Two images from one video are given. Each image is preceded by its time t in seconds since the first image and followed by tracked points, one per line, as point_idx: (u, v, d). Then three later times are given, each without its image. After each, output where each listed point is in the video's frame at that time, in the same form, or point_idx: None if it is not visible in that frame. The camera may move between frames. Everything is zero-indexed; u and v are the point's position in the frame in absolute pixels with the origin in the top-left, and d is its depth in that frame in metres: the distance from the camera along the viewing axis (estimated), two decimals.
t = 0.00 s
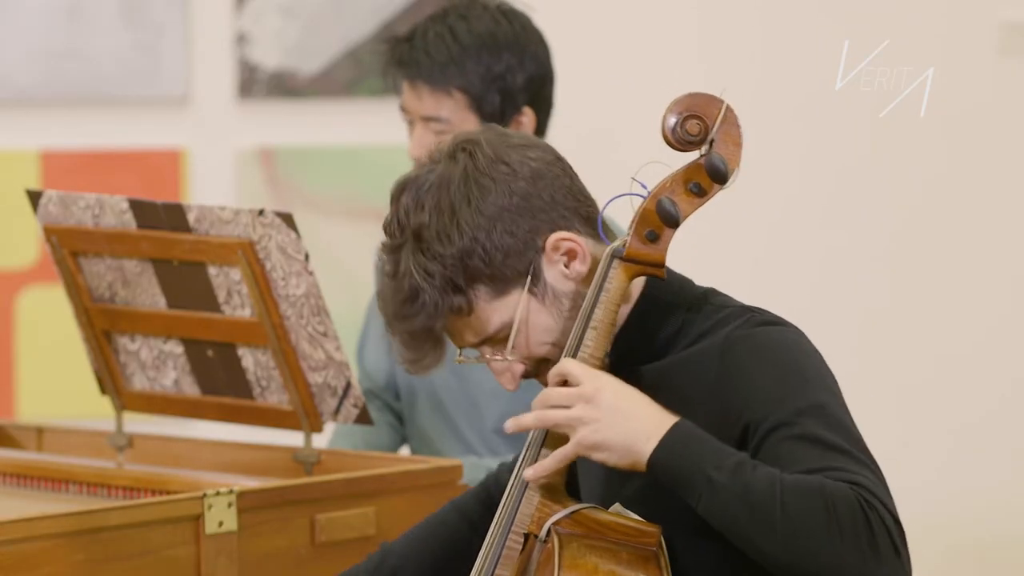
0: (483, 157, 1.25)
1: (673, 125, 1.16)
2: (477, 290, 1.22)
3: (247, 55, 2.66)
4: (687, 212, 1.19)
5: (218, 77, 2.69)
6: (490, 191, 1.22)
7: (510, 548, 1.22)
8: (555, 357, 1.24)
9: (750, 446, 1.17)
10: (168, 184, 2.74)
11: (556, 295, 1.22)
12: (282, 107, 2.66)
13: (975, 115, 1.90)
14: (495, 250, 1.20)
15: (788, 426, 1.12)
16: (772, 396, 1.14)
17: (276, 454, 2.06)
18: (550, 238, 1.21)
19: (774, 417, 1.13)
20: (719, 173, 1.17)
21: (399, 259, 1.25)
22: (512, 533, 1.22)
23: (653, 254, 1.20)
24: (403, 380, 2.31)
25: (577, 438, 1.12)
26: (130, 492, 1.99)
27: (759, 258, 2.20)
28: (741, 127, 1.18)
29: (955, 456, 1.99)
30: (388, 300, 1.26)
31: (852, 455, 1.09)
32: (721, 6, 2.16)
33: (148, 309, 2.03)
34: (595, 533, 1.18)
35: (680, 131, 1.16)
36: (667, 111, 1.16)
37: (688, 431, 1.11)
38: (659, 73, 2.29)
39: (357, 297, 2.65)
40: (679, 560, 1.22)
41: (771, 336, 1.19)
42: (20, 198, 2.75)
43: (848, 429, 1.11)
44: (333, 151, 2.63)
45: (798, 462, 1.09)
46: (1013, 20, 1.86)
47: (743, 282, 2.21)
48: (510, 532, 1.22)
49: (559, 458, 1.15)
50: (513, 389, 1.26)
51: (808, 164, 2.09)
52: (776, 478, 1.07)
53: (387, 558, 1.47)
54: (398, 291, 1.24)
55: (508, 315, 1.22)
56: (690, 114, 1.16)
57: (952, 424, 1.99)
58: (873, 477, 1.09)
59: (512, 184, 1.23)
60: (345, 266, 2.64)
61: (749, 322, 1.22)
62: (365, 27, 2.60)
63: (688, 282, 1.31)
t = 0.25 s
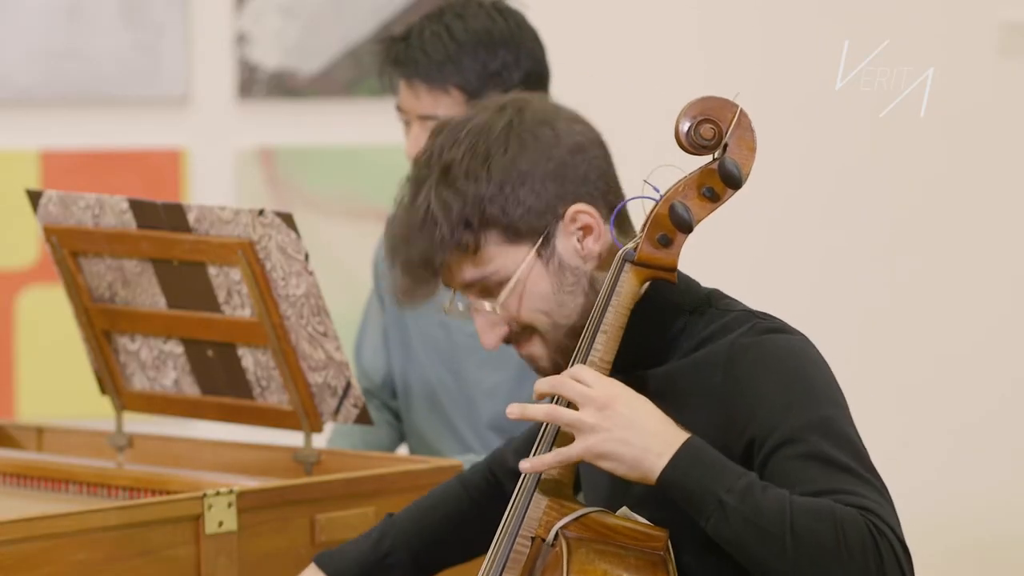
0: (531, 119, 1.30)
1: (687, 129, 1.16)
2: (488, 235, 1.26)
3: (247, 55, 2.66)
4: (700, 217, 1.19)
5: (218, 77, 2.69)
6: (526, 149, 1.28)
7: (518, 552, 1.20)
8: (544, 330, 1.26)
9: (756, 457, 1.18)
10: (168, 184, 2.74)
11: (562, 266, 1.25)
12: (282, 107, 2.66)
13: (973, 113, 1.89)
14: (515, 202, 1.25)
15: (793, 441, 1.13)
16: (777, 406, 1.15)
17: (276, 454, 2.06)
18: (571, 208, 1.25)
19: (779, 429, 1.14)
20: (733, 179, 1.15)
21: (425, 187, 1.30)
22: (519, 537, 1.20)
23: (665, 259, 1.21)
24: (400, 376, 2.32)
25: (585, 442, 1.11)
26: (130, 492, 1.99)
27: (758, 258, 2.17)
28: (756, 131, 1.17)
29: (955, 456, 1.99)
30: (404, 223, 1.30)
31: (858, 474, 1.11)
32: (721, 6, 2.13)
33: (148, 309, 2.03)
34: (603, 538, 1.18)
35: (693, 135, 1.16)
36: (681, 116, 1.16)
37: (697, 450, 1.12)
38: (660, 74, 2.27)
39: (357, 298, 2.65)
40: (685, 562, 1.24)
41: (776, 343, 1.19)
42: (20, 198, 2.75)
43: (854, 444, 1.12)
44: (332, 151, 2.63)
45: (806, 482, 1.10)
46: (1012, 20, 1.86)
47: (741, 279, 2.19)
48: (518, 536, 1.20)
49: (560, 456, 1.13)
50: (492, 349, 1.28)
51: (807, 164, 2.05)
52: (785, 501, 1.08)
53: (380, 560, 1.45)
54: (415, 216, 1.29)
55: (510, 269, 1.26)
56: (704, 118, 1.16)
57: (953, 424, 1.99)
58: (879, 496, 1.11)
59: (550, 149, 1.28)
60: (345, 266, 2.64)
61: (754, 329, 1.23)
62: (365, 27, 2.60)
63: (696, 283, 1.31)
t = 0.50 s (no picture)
0: (577, 85, 1.34)
1: (675, 126, 1.19)
2: (497, 183, 1.30)
3: (247, 55, 2.66)
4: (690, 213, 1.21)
5: (218, 77, 2.69)
6: (561, 112, 1.32)
7: (512, 550, 1.19)
8: (525, 292, 1.30)
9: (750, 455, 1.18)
10: (168, 184, 2.74)
11: (559, 234, 1.29)
12: (282, 107, 2.67)
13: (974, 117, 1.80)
14: (532, 160, 1.29)
15: (787, 439, 1.14)
16: (772, 405, 1.16)
17: (276, 454, 2.06)
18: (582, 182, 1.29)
19: (773, 427, 1.15)
20: (721, 174, 1.18)
21: (453, 123, 1.34)
22: (514, 535, 1.19)
23: (656, 257, 1.23)
24: (400, 376, 2.32)
25: (574, 439, 1.13)
26: (130, 491, 1.99)
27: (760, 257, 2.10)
28: (743, 128, 1.20)
29: (955, 456, 1.85)
30: (422, 150, 1.35)
31: (850, 473, 1.11)
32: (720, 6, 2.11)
33: (148, 310, 2.03)
34: (596, 536, 1.17)
35: (682, 132, 1.19)
36: (669, 114, 1.19)
37: (688, 448, 1.12)
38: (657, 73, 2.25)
39: (357, 298, 2.65)
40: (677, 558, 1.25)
41: (771, 340, 1.20)
42: (20, 198, 2.75)
43: (846, 442, 1.13)
44: (332, 151, 2.63)
45: (798, 480, 1.11)
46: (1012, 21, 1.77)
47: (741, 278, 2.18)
48: (512, 535, 1.19)
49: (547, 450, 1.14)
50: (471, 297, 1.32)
51: (806, 164, 2.00)
52: (777, 500, 1.09)
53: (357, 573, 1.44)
54: (437, 142, 1.33)
55: (509, 223, 1.30)
56: (692, 116, 1.19)
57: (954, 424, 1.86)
58: (870, 494, 1.12)
59: (584, 120, 1.32)
60: (345, 266, 2.64)
61: (748, 327, 1.23)
62: (365, 27, 2.59)
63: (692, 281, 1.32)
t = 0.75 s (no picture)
0: (573, 89, 1.35)
1: (676, 126, 1.19)
2: (499, 187, 1.30)
3: (247, 55, 2.66)
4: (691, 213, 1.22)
5: (218, 77, 2.69)
6: (560, 115, 1.32)
7: (512, 552, 1.19)
8: (531, 297, 1.29)
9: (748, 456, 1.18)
10: (168, 184, 2.74)
11: (563, 236, 1.29)
12: (282, 107, 2.67)
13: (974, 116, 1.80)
14: (534, 162, 1.29)
15: (784, 440, 1.13)
16: (771, 405, 1.16)
17: (276, 454, 2.06)
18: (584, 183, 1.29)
19: (772, 428, 1.15)
20: (722, 174, 1.19)
21: (452, 130, 1.34)
22: (514, 536, 1.19)
23: (656, 257, 1.23)
24: (400, 376, 2.32)
25: (570, 441, 1.15)
26: (130, 491, 1.99)
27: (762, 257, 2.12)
28: (743, 129, 1.21)
29: (955, 456, 1.85)
30: (421, 158, 1.35)
31: (846, 475, 1.12)
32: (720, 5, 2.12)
33: (148, 309, 2.03)
34: (597, 535, 1.17)
35: (683, 132, 1.19)
36: (670, 114, 1.19)
37: (680, 453, 1.14)
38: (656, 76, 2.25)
39: (357, 298, 2.66)
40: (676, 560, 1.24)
41: (770, 340, 1.20)
42: (20, 198, 2.75)
43: (843, 444, 1.13)
44: (332, 151, 2.63)
45: (793, 484, 1.12)
46: (1012, 20, 1.77)
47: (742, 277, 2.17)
48: (512, 536, 1.19)
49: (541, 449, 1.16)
50: (476, 305, 1.31)
51: (806, 164, 2.01)
52: (770, 504, 1.10)
53: None
54: (436, 150, 1.33)
55: (512, 227, 1.30)
56: (693, 116, 1.19)
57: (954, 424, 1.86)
58: (867, 496, 1.12)
59: (582, 121, 1.32)
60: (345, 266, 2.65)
61: (747, 327, 1.23)
62: (365, 27, 2.60)
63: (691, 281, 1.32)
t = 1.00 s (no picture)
0: (558, 100, 1.33)
1: (671, 126, 1.17)
2: (495, 206, 1.29)
3: (247, 55, 2.66)
4: (687, 213, 1.20)
5: (218, 77, 2.69)
6: (547, 127, 1.31)
7: (510, 552, 1.18)
8: (532, 314, 1.30)
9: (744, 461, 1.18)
10: (168, 184, 2.74)
11: (560, 250, 1.29)
12: (282, 107, 2.66)
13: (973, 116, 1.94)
14: (526, 178, 1.29)
15: (781, 447, 1.13)
16: (769, 411, 1.15)
17: (276, 454, 2.06)
18: (578, 194, 1.29)
19: (769, 434, 1.14)
20: (717, 174, 1.16)
21: (438, 148, 1.33)
22: (511, 536, 1.19)
23: (651, 256, 1.22)
24: (400, 375, 2.33)
25: (566, 445, 1.14)
26: (130, 491, 1.99)
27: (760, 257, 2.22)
28: (739, 127, 1.19)
29: (954, 455, 2.01)
30: (412, 180, 1.33)
31: (842, 484, 1.11)
32: (720, 5, 2.21)
33: (148, 310, 2.03)
34: (595, 535, 1.17)
35: (678, 132, 1.17)
36: (665, 113, 1.17)
37: (674, 460, 1.13)
38: (659, 78, 2.31)
39: (357, 299, 2.64)
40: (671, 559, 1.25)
41: (767, 345, 1.20)
42: (20, 198, 2.75)
43: (840, 451, 1.13)
44: (332, 151, 2.63)
45: (788, 492, 1.11)
46: (1012, 20, 1.91)
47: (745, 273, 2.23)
48: (509, 536, 1.19)
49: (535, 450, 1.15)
50: (477, 324, 1.31)
51: (805, 163, 2.13)
52: (765, 513, 1.10)
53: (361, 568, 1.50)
54: (426, 173, 1.32)
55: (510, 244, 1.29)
56: (688, 115, 1.17)
57: (952, 423, 2.01)
58: (862, 505, 1.12)
59: (570, 132, 1.31)
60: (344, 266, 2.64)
61: (744, 331, 1.23)
62: (365, 27, 2.60)
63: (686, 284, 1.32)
